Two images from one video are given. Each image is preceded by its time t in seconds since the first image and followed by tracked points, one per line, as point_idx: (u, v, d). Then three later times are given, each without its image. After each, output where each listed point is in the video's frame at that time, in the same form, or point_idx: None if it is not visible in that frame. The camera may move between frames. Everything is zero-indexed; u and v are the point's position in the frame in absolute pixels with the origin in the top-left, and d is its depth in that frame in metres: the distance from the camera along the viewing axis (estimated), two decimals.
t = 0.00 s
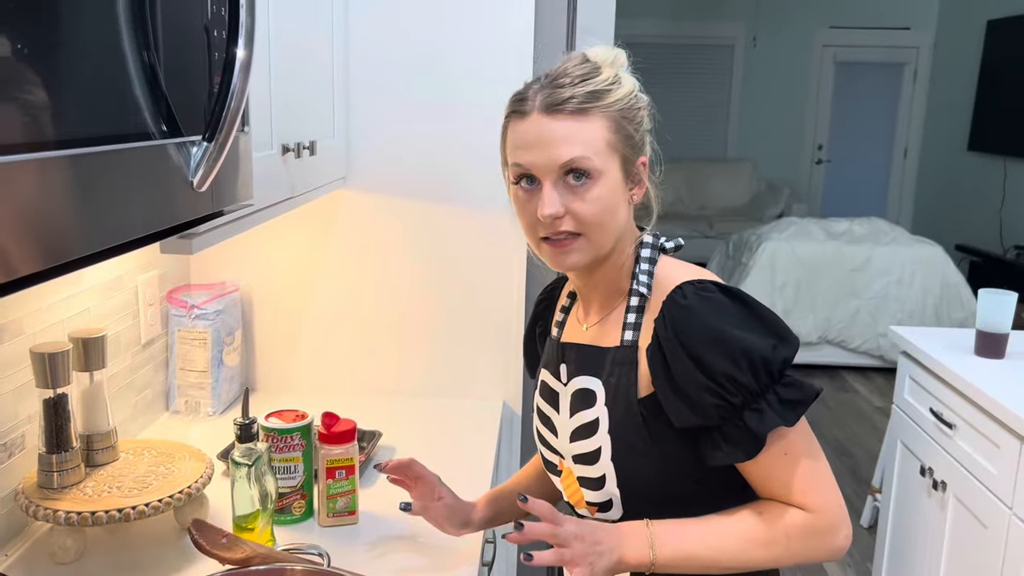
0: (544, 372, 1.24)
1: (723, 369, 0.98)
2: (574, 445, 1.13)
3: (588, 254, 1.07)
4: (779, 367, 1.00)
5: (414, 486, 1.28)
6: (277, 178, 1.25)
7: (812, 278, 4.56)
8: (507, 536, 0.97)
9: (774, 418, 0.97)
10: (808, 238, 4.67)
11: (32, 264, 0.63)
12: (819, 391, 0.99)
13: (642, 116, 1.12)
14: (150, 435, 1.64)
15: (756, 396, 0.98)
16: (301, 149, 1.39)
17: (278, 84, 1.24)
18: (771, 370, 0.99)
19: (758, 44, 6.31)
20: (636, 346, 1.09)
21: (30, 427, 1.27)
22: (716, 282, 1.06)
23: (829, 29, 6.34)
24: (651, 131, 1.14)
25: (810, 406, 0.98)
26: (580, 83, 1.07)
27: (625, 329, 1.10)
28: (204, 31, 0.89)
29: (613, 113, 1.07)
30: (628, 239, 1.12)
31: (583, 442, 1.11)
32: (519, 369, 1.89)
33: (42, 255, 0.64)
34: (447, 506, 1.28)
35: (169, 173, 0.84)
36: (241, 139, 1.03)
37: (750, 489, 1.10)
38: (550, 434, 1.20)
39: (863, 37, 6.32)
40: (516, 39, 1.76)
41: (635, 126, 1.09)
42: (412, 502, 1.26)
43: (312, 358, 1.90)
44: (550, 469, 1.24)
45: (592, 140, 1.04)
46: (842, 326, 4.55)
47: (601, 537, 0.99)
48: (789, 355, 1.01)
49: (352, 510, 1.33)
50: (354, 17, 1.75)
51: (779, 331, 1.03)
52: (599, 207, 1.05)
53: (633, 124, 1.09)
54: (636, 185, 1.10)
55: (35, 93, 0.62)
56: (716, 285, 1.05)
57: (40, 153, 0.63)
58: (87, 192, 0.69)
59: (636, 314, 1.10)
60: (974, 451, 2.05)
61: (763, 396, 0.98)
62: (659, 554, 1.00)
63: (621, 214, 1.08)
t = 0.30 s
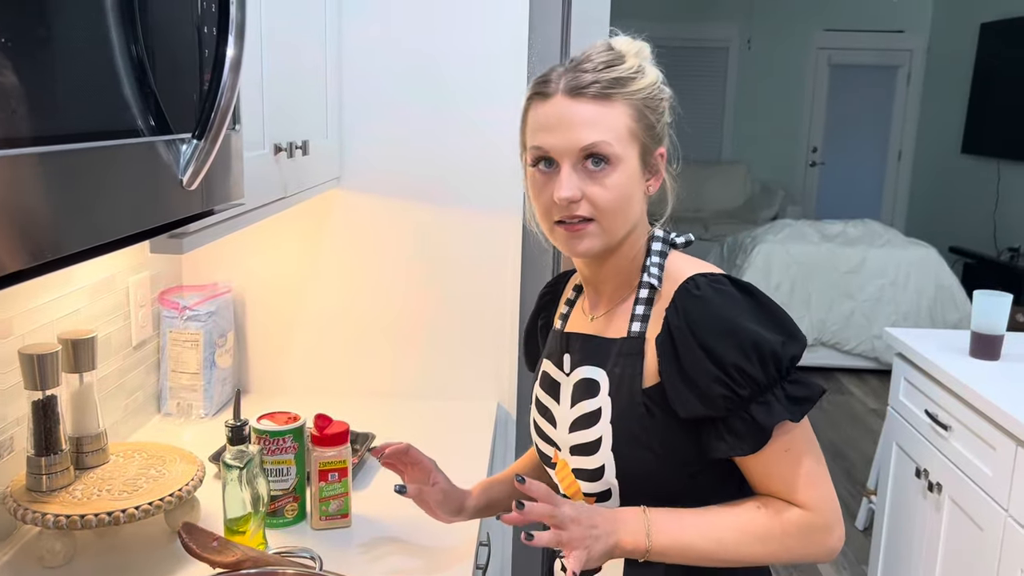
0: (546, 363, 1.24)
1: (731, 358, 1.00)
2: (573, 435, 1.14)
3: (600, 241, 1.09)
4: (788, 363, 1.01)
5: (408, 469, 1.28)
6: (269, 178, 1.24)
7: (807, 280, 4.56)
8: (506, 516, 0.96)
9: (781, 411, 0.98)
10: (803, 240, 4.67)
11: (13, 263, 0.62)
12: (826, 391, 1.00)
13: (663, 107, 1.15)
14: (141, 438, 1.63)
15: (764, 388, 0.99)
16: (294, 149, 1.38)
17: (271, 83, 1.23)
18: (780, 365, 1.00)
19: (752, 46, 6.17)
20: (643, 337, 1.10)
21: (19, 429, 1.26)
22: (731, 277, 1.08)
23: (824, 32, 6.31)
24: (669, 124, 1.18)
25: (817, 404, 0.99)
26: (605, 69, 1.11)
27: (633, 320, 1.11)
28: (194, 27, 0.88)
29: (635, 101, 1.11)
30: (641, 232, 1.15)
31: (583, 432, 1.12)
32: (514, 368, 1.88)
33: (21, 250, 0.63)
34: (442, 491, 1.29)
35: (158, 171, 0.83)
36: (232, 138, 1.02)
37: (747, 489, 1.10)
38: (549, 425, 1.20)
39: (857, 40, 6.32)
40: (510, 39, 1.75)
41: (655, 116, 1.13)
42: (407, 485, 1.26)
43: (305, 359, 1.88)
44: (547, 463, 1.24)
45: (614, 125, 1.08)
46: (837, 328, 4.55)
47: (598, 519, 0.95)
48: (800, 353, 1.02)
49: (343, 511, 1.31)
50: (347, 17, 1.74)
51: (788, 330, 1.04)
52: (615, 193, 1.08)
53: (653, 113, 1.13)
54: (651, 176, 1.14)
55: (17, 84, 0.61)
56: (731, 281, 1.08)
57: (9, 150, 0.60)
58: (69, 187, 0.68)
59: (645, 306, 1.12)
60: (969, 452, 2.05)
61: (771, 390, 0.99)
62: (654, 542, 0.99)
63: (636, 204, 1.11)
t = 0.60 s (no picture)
0: (549, 364, 1.24)
1: (746, 362, 1.00)
2: (577, 438, 1.13)
3: (614, 240, 1.09)
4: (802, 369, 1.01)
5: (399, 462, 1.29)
6: (262, 180, 1.23)
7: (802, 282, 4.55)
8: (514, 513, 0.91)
9: (795, 418, 0.98)
10: (798, 242, 4.66)
11: None
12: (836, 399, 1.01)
13: (682, 108, 1.16)
14: (133, 442, 1.61)
15: (777, 394, 0.99)
16: (286, 151, 1.37)
17: (263, 83, 1.22)
18: (793, 371, 1.00)
19: (746, 49, 6.03)
20: (653, 340, 1.10)
21: (8, 434, 1.25)
22: (745, 283, 1.08)
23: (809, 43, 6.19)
24: (687, 126, 1.19)
25: (828, 411, 1.00)
26: (626, 66, 1.11)
27: (642, 322, 1.11)
28: (186, 27, 0.87)
29: (656, 100, 1.11)
30: (654, 233, 1.15)
31: (589, 433, 1.11)
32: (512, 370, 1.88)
33: (4, 256, 0.62)
34: (440, 487, 1.28)
35: (147, 173, 0.82)
36: (223, 139, 1.01)
37: (749, 495, 1.10)
38: (550, 427, 1.19)
39: (852, 42, 6.32)
40: (503, 41, 1.74)
41: (675, 117, 1.14)
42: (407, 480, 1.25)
43: (298, 361, 1.87)
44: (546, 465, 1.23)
45: (635, 123, 1.08)
46: (832, 330, 4.58)
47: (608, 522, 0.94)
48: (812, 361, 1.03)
49: (335, 516, 1.30)
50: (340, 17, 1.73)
51: (799, 337, 1.05)
52: (631, 192, 1.08)
53: (672, 114, 1.13)
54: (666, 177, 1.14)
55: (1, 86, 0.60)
56: (745, 286, 1.08)
57: None
58: (55, 191, 0.67)
59: (656, 309, 1.12)
60: (964, 455, 2.05)
61: (784, 396, 0.99)
62: (662, 546, 0.98)
63: (651, 204, 1.11)
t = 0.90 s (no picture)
0: (544, 366, 1.23)
1: (744, 366, 1.00)
2: (572, 441, 1.13)
3: (610, 242, 1.08)
4: (799, 373, 1.01)
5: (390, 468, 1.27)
6: (254, 182, 1.23)
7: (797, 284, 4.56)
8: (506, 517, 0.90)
9: (793, 423, 0.97)
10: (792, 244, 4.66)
11: None
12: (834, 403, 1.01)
13: (680, 109, 1.16)
14: (124, 445, 1.60)
15: (774, 398, 0.99)
16: (278, 152, 1.36)
17: (254, 84, 1.21)
18: (791, 375, 1.01)
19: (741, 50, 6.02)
20: (649, 343, 1.09)
21: None
22: (741, 285, 1.08)
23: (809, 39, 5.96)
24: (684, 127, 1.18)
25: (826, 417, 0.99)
26: (624, 67, 1.10)
27: (639, 325, 1.11)
28: (175, 29, 0.86)
29: (654, 101, 1.11)
30: (651, 235, 1.14)
31: (585, 436, 1.11)
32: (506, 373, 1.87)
33: None
34: (439, 493, 1.28)
35: (135, 174, 0.81)
36: (213, 140, 1.01)
37: (745, 501, 1.09)
38: (545, 429, 1.19)
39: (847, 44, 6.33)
40: (497, 43, 1.74)
41: (673, 118, 1.13)
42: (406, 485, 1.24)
43: (289, 363, 1.87)
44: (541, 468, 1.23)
45: (633, 123, 1.08)
46: (826, 333, 4.58)
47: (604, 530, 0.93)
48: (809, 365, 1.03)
49: (326, 520, 1.30)
50: (334, 19, 1.73)
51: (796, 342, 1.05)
52: (628, 193, 1.07)
53: (670, 115, 1.13)
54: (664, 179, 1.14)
55: None
56: (742, 289, 1.08)
57: None
58: (41, 191, 0.66)
59: (652, 311, 1.11)
60: (958, 457, 2.05)
61: (781, 400, 0.99)
62: (658, 553, 0.97)
63: (648, 205, 1.10)
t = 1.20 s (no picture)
0: (539, 367, 1.23)
1: (737, 370, 0.99)
2: (566, 442, 1.12)
3: (604, 244, 1.08)
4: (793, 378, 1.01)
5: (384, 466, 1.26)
6: (247, 184, 1.22)
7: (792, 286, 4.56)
8: (494, 521, 0.92)
9: (786, 428, 0.97)
10: (788, 245, 4.66)
11: None
12: (828, 408, 1.00)
13: (677, 111, 1.15)
14: (117, 447, 1.60)
15: (768, 403, 0.99)
16: (272, 153, 1.35)
17: (248, 84, 1.21)
18: (784, 380, 1.00)
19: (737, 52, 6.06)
20: (642, 345, 1.09)
21: None
22: (736, 287, 1.08)
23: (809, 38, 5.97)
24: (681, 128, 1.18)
25: (819, 422, 0.99)
26: (619, 68, 1.10)
27: (632, 326, 1.11)
28: (167, 29, 0.86)
29: (649, 102, 1.10)
30: (646, 237, 1.14)
31: (579, 438, 1.11)
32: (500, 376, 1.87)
33: None
34: (436, 494, 1.28)
35: (126, 175, 0.80)
36: (206, 141, 1.00)
37: (739, 505, 1.09)
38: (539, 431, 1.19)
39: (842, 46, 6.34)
40: (492, 44, 1.73)
41: (669, 119, 1.13)
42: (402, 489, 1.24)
43: (282, 365, 1.86)
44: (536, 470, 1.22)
45: (627, 125, 1.08)
46: (822, 334, 4.58)
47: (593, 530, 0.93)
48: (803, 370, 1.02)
49: (320, 521, 1.29)
50: (328, 20, 1.72)
51: (791, 346, 1.05)
52: (622, 195, 1.07)
53: (666, 116, 1.12)
54: (660, 181, 1.13)
55: None
56: (737, 291, 1.07)
57: None
58: (31, 191, 0.65)
59: (646, 313, 1.11)
60: (953, 459, 2.05)
61: (775, 405, 0.99)
62: (648, 557, 0.96)
63: (643, 208, 1.10)
